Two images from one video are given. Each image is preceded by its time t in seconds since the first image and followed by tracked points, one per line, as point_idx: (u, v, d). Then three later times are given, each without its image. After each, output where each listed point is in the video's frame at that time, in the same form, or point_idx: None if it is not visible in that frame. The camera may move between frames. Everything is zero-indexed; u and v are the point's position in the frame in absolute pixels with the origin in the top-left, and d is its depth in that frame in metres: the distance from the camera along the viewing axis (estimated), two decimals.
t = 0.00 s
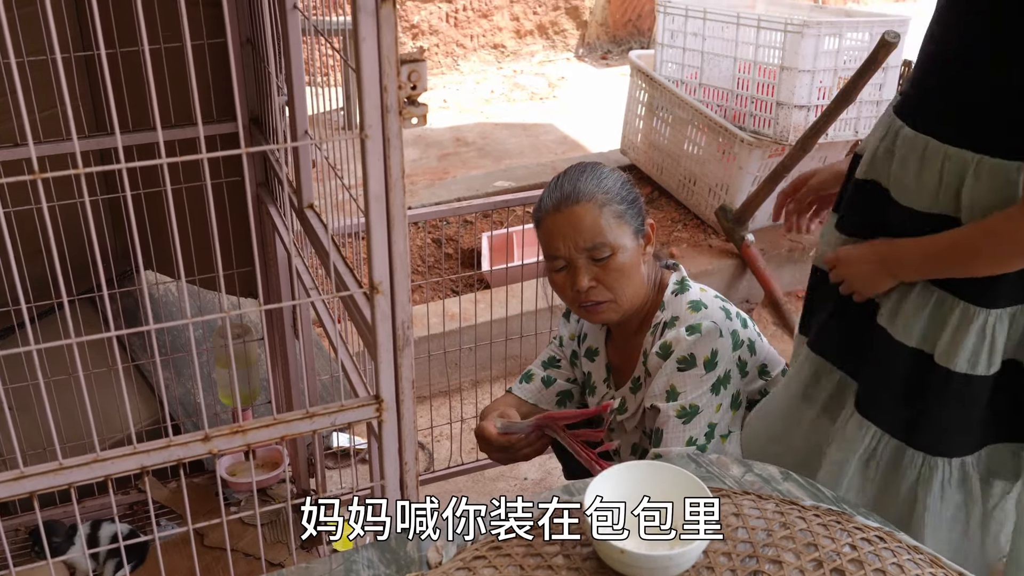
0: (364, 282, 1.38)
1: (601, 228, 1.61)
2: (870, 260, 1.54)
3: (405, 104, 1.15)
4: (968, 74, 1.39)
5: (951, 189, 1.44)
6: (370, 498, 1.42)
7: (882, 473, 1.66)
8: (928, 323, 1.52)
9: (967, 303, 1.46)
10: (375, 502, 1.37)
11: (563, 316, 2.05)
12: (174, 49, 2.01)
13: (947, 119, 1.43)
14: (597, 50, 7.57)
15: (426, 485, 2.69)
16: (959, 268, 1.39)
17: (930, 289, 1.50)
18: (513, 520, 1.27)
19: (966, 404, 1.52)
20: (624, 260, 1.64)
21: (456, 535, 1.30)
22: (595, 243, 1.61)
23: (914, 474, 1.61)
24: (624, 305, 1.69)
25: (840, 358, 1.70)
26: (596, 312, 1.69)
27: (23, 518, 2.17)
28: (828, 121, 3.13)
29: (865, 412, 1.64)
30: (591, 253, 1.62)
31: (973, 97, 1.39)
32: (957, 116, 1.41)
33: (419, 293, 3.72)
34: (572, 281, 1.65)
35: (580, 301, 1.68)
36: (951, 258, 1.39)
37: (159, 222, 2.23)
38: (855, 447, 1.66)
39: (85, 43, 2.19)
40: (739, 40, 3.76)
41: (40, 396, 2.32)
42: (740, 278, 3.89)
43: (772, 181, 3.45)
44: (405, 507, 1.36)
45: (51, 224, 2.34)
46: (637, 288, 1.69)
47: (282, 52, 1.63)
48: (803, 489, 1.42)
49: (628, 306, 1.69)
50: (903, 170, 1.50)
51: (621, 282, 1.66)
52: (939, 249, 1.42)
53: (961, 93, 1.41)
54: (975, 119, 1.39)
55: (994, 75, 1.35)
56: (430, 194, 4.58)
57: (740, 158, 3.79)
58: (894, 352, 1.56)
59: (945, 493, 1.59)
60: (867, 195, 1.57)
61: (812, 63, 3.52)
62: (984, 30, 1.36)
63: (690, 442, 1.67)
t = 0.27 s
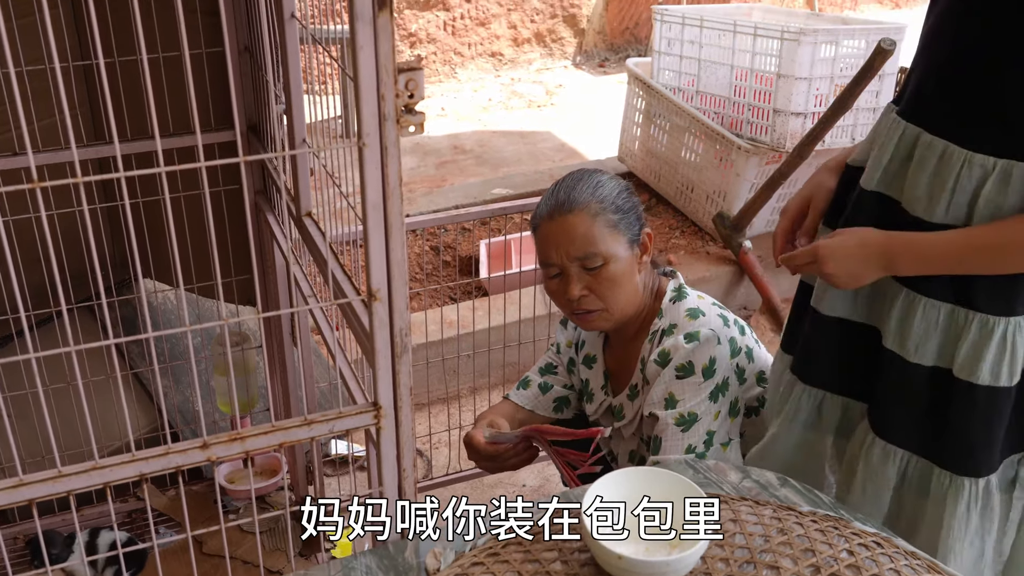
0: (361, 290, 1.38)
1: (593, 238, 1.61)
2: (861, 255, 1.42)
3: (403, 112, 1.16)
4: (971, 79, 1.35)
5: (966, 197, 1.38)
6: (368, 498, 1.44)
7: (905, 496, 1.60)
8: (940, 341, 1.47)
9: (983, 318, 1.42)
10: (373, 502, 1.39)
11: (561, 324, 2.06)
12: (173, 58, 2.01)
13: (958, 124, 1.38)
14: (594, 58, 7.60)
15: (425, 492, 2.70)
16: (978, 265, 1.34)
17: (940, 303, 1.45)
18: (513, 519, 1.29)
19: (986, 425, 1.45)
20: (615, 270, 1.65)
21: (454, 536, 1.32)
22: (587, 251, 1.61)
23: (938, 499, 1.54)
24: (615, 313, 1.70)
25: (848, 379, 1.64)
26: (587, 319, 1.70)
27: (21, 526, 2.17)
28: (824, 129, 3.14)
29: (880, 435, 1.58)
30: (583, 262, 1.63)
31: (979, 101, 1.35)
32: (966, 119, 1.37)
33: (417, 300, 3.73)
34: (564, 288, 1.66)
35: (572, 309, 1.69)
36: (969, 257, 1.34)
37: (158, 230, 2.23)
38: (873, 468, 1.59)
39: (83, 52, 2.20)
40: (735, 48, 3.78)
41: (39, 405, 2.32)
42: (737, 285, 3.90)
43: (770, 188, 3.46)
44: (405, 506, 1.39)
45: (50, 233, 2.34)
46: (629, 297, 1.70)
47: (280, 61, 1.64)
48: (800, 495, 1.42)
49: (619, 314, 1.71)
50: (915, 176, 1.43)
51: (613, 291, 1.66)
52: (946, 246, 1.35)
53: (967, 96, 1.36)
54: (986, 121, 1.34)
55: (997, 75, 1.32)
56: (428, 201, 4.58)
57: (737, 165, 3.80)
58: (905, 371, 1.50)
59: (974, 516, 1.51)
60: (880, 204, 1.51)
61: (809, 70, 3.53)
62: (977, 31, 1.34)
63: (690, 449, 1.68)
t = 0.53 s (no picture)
0: (359, 289, 1.38)
1: (585, 238, 1.62)
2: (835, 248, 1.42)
3: (400, 112, 1.17)
4: (956, 81, 1.35)
5: (938, 196, 1.39)
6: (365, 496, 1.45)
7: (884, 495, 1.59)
8: (913, 340, 1.47)
9: (952, 320, 1.41)
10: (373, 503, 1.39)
11: (559, 323, 2.06)
12: (171, 59, 2.01)
13: (939, 124, 1.38)
14: (593, 58, 7.61)
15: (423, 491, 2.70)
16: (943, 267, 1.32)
17: (911, 304, 1.46)
18: (513, 520, 1.29)
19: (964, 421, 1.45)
20: (607, 271, 1.65)
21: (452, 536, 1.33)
22: (579, 251, 1.62)
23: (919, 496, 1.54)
24: (605, 314, 1.70)
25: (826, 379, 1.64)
26: (578, 318, 1.71)
27: (20, 527, 2.17)
28: (822, 128, 3.14)
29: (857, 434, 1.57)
30: (574, 261, 1.64)
31: (961, 103, 1.35)
32: (948, 119, 1.36)
33: (415, 300, 3.73)
34: (556, 286, 1.67)
35: (563, 306, 1.70)
36: (934, 258, 1.33)
37: (156, 231, 2.23)
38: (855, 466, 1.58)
39: (81, 53, 2.20)
40: (733, 48, 3.78)
41: (37, 405, 2.32)
42: (735, 284, 3.91)
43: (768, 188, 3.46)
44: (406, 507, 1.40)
45: (48, 233, 2.34)
46: (621, 299, 1.70)
47: (278, 61, 1.64)
48: (797, 493, 1.43)
49: (610, 315, 1.71)
50: (893, 170, 1.44)
51: (604, 292, 1.67)
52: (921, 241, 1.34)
53: (951, 97, 1.36)
54: (965, 124, 1.34)
55: (986, 75, 1.31)
56: (426, 201, 4.58)
57: (735, 164, 3.80)
58: (881, 371, 1.51)
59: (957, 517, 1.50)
60: (860, 199, 1.52)
61: (806, 70, 3.53)
62: (975, 27, 1.31)
63: (693, 450, 1.69)
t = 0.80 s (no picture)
0: (357, 291, 1.38)
1: (578, 241, 1.63)
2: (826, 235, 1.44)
3: (397, 114, 1.17)
4: (933, 70, 1.35)
5: (929, 186, 1.38)
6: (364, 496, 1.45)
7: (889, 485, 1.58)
8: (917, 328, 1.46)
9: (951, 306, 1.40)
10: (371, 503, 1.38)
11: (557, 325, 2.06)
12: (168, 62, 2.02)
13: (920, 114, 1.38)
14: (590, 60, 7.62)
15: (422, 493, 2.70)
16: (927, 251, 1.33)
17: (915, 292, 1.44)
18: (513, 519, 1.29)
19: (970, 410, 1.44)
20: (600, 274, 1.65)
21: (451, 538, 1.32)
22: (571, 254, 1.63)
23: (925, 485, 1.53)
24: (600, 317, 1.71)
25: (832, 373, 1.63)
26: (573, 321, 1.72)
27: (19, 530, 2.17)
28: (820, 129, 3.15)
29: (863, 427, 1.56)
30: (568, 264, 1.65)
31: (940, 91, 1.34)
32: (927, 109, 1.37)
33: (413, 303, 3.73)
34: (551, 289, 1.69)
35: (558, 309, 1.71)
36: (918, 243, 1.34)
37: (154, 234, 2.24)
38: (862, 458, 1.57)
39: (79, 56, 2.21)
40: (730, 49, 3.78)
41: (36, 408, 2.32)
42: (733, 286, 3.91)
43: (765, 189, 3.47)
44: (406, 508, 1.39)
45: (46, 237, 2.35)
46: (615, 303, 1.70)
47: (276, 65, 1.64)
48: (795, 494, 1.43)
49: (605, 319, 1.71)
50: (883, 164, 1.44)
51: (598, 295, 1.67)
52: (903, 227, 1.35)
53: (930, 86, 1.36)
54: (944, 112, 1.34)
55: (959, 65, 1.31)
56: (424, 204, 4.59)
57: (733, 166, 3.80)
58: (887, 364, 1.49)
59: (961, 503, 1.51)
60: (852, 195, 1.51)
61: (803, 71, 3.53)
62: (942, 26, 1.32)
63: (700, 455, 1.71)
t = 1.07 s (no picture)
0: (354, 292, 1.38)
1: (567, 245, 1.63)
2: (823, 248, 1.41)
3: (393, 114, 1.16)
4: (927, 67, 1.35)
5: (929, 184, 1.38)
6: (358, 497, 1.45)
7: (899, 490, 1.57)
8: (921, 328, 1.46)
9: (958, 303, 1.40)
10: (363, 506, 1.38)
11: (554, 325, 2.06)
12: (165, 63, 2.02)
13: (912, 111, 1.38)
14: (588, 61, 7.62)
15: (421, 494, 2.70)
16: (935, 248, 1.33)
17: (921, 293, 1.45)
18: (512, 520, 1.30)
19: (981, 412, 1.43)
20: (591, 278, 1.66)
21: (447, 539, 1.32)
22: (563, 257, 1.64)
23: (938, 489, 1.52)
24: (593, 320, 1.71)
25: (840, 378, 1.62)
26: (567, 322, 1.73)
27: (18, 531, 2.17)
28: (817, 128, 3.15)
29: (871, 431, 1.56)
30: (559, 267, 1.66)
31: (934, 87, 1.35)
32: (921, 107, 1.37)
33: (411, 303, 3.72)
34: (544, 291, 1.70)
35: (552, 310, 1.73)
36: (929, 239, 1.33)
37: (152, 235, 2.24)
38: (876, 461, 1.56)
39: (77, 58, 2.21)
40: (728, 49, 3.79)
41: (34, 410, 2.32)
42: (732, 285, 3.92)
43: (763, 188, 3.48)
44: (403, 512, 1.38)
45: (44, 238, 2.35)
46: (607, 306, 1.70)
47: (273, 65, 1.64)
48: (793, 493, 1.43)
49: (598, 321, 1.72)
50: (881, 163, 1.43)
51: (589, 298, 1.68)
52: (911, 229, 1.34)
53: (924, 83, 1.36)
54: (938, 108, 1.35)
55: (951, 61, 1.32)
56: (422, 204, 4.59)
57: (730, 166, 3.81)
58: (896, 366, 1.49)
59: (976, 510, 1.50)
60: (850, 198, 1.51)
61: (801, 71, 3.54)
62: (930, 24, 1.33)
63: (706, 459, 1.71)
